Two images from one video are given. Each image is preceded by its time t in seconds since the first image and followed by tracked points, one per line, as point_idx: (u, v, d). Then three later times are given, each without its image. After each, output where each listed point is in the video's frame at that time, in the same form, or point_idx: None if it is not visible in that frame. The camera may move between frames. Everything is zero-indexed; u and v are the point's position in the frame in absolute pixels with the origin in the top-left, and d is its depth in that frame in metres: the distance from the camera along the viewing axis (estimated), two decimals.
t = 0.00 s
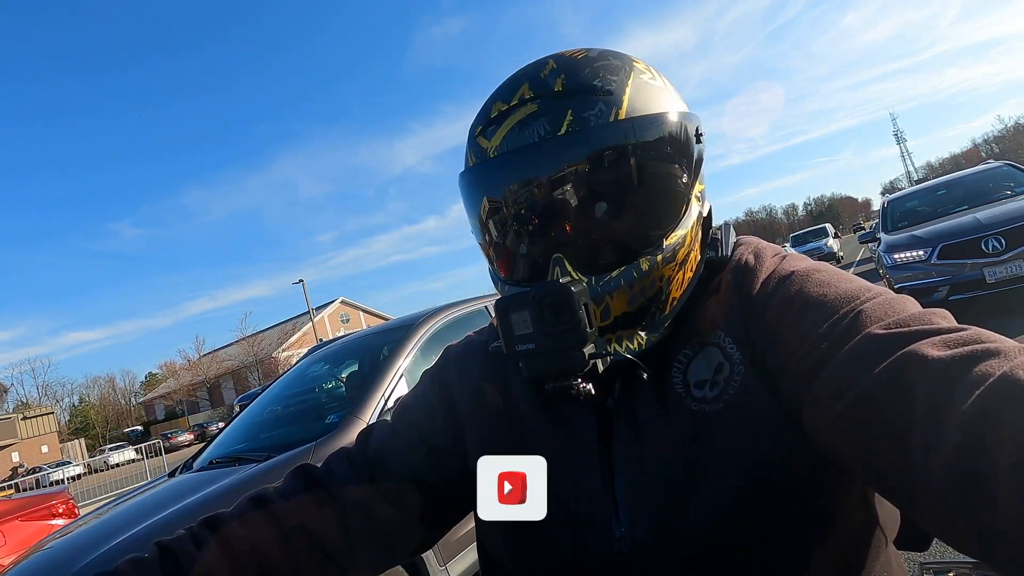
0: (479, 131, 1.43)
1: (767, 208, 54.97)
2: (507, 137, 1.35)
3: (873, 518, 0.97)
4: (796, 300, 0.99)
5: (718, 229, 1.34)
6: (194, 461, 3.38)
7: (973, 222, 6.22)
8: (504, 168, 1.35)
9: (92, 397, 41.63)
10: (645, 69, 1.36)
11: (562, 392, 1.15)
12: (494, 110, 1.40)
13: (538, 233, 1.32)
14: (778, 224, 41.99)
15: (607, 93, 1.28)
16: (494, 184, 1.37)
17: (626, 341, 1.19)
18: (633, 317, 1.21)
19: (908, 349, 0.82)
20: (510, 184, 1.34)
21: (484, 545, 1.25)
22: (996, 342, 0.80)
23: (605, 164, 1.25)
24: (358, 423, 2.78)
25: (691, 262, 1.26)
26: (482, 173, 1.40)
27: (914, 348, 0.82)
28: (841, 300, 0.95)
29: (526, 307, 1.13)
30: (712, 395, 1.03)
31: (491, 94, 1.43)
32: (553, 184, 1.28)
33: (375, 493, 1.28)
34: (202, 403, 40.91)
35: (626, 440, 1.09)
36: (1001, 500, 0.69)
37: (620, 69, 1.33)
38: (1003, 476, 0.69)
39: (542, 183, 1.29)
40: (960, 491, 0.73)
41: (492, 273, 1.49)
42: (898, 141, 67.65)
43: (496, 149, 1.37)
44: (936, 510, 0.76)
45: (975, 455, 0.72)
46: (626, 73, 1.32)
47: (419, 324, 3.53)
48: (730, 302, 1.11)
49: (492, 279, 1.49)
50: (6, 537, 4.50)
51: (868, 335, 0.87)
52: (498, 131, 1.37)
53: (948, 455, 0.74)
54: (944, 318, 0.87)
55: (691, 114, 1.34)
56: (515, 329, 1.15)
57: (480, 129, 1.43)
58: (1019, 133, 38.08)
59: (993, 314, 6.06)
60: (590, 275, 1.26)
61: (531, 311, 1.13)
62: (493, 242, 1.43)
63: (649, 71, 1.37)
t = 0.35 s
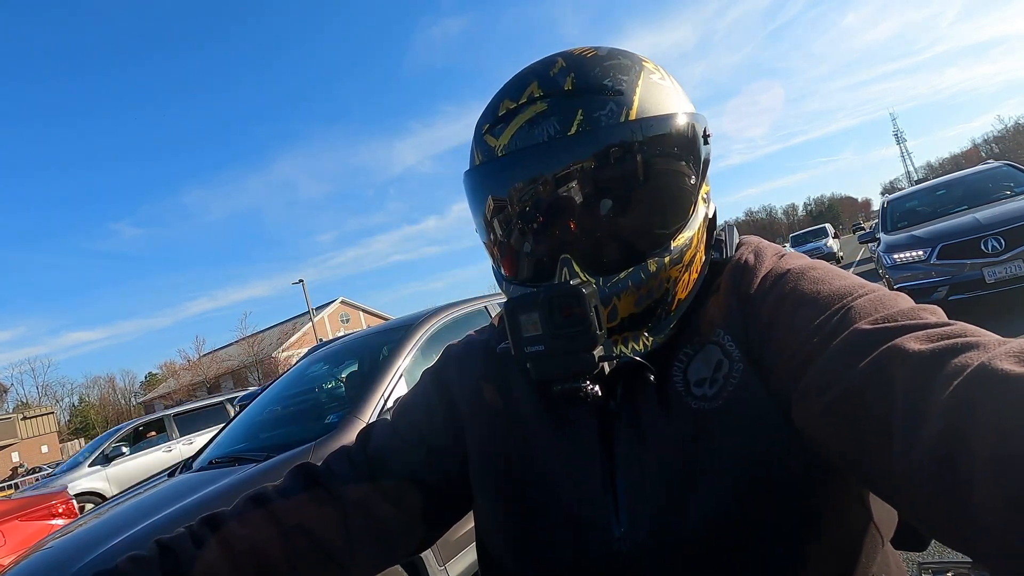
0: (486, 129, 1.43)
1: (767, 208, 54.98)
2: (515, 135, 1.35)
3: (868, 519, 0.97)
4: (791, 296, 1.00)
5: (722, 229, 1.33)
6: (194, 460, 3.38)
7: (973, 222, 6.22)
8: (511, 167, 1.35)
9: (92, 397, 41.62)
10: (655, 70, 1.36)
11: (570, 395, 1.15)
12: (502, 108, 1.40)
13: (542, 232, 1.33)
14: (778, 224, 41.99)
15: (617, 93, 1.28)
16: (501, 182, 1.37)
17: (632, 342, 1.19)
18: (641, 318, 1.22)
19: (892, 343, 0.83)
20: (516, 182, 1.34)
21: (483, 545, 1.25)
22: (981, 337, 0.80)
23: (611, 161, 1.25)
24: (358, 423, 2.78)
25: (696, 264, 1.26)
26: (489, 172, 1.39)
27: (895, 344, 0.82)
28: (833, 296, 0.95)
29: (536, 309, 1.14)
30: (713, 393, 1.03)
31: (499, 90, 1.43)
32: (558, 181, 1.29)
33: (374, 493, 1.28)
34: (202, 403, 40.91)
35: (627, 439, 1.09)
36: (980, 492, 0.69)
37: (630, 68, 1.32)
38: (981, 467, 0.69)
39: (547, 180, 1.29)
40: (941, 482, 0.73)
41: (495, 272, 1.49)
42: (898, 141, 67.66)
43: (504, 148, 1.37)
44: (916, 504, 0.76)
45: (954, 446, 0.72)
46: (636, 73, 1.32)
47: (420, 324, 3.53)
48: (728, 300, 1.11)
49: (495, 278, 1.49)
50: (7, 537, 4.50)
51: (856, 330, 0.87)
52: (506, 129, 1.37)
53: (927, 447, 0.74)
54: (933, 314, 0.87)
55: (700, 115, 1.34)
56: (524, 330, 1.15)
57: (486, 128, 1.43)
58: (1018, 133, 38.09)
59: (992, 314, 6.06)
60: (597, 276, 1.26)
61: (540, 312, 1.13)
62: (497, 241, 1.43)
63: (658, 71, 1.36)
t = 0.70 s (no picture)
0: (481, 128, 1.44)
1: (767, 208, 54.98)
2: (506, 135, 1.36)
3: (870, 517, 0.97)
4: (790, 296, 1.00)
5: (722, 232, 1.34)
6: (194, 460, 3.38)
7: (973, 222, 6.22)
8: (506, 168, 1.35)
9: (92, 397, 41.63)
10: (649, 69, 1.36)
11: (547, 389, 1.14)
12: (495, 108, 1.41)
13: (540, 237, 1.32)
14: (778, 224, 41.96)
15: (606, 93, 1.28)
16: (494, 182, 1.38)
17: (615, 342, 1.19)
18: (625, 318, 1.23)
19: (894, 337, 0.83)
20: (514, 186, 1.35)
21: (483, 546, 1.25)
22: (983, 329, 0.81)
23: (608, 161, 1.25)
24: (358, 423, 2.79)
25: (689, 263, 1.26)
26: (481, 170, 1.41)
27: (901, 335, 0.82)
28: (832, 294, 0.95)
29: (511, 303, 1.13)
30: (710, 395, 1.03)
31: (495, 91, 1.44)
32: (556, 185, 1.29)
33: (374, 492, 1.28)
34: (202, 403, 40.91)
35: (624, 438, 1.09)
36: (990, 486, 0.70)
37: (622, 69, 1.33)
38: (992, 463, 0.70)
39: (545, 183, 1.30)
40: (951, 476, 0.73)
41: (495, 277, 1.49)
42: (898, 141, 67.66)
43: (495, 146, 1.38)
44: (926, 497, 0.77)
45: (964, 441, 0.72)
46: (627, 73, 1.32)
47: (419, 324, 3.53)
48: (726, 299, 1.11)
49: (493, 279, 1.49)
50: (7, 538, 4.51)
51: (857, 326, 0.87)
52: (497, 128, 1.38)
53: (936, 441, 0.74)
54: (934, 308, 0.88)
55: (696, 116, 1.34)
56: (502, 324, 1.14)
57: (482, 126, 1.44)
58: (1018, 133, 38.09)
59: (992, 314, 6.06)
60: (582, 274, 1.27)
61: (515, 307, 1.12)
62: (496, 247, 1.43)
63: (652, 71, 1.36)
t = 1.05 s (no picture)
0: (487, 125, 1.44)
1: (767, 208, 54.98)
2: (511, 131, 1.36)
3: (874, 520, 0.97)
4: (796, 300, 0.99)
5: (727, 233, 1.34)
6: (194, 460, 3.37)
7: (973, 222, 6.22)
8: (511, 167, 1.35)
9: (92, 397, 41.63)
10: (654, 68, 1.36)
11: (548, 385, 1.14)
12: (501, 105, 1.41)
13: (544, 237, 1.32)
14: (778, 224, 41.95)
15: (611, 90, 1.28)
16: (498, 179, 1.38)
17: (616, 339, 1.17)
18: (627, 315, 1.22)
19: (902, 348, 0.82)
20: (519, 188, 1.34)
21: (483, 546, 1.25)
22: (990, 341, 0.80)
23: (612, 162, 1.25)
24: (358, 423, 2.78)
25: (691, 263, 1.26)
26: (486, 167, 1.41)
27: (906, 348, 0.82)
28: (838, 300, 0.95)
29: (513, 297, 1.12)
30: (714, 397, 1.03)
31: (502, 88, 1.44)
32: (561, 187, 1.29)
33: (374, 492, 1.28)
34: (202, 403, 40.91)
35: (626, 438, 1.09)
36: (991, 500, 0.69)
37: (628, 67, 1.32)
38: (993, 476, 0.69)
39: (550, 185, 1.30)
40: (953, 488, 0.73)
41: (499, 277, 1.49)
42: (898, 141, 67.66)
43: (500, 142, 1.38)
44: (929, 507, 0.76)
45: (967, 452, 0.72)
46: (633, 71, 1.31)
47: (419, 324, 3.53)
48: (730, 302, 1.11)
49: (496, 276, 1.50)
50: (7, 537, 4.50)
51: (864, 334, 0.87)
52: (503, 125, 1.38)
53: (940, 452, 0.74)
54: (941, 319, 0.88)
55: (701, 116, 1.34)
56: (503, 318, 1.14)
57: (487, 123, 1.44)
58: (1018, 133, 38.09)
59: (992, 314, 6.06)
60: (584, 271, 1.25)
61: (517, 302, 1.12)
62: (501, 247, 1.43)
63: (658, 70, 1.36)
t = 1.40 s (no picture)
0: (480, 128, 1.44)
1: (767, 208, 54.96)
2: (505, 133, 1.36)
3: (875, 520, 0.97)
4: (797, 298, 0.99)
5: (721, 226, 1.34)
6: (194, 461, 3.37)
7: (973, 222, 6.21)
8: (507, 169, 1.35)
9: (92, 397, 41.63)
10: (645, 67, 1.36)
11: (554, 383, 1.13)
12: (494, 107, 1.41)
13: (540, 236, 1.31)
14: (778, 224, 41.95)
15: (603, 89, 1.28)
16: (493, 180, 1.38)
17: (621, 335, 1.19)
18: (628, 311, 1.22)
19: (906, 345, 0.82)
20: (513, 186, 1.34)
21: (484, 546, 1.25)
22: (994, 338, 0.80)
23: (606, 165, 1.25)
24: (358, 423, 2.78)
25: (688, 257, 1.26)
26: (481, 169, 1.40)
27: (910, 345, 0.82)
28: (840, 297, 0.95)
29: (518, 295, 1.12)
30: (715, 395, 1.03)
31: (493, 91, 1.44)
32: (555, 187, 1.28)
33: (375, 493, 1.28)
34: (202, 403, 40.92)
35: (626, 435, 1.09)
36: (996, 499, 0.69)
37: (618, 65, 1.33)
38: (998, 474, 0.69)
39: (544, 184, 1.29)
40: (959, 486, 0.73)
41: (494, 275, 1.48)
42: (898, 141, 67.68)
43: (495, 144, 1.38)
44: (934, 506, 0.76)
45: (973, 450, 0.72)
46: (624, 70, 1.32)
47: (419, 324, 3.53)
48: (730, 299, 1.11)
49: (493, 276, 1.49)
50: (7, 537, 4.50)
51: (867, 332, 0.86)
52: (496, 127, 1.38)
53: (945, 450, 0.74)
54: (944, 315, 0.87)
55: (691, 112, 1.34)
56: (507, 317, 1.13)
57: (480, 125, 1.43)
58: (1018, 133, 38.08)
59: (992, 314, 6.06)
60: (585, 269, 1.26)
61: (522, 299, 1.12)
62: (496, 245, 1.43)
63: (648, 68, 1.36)
